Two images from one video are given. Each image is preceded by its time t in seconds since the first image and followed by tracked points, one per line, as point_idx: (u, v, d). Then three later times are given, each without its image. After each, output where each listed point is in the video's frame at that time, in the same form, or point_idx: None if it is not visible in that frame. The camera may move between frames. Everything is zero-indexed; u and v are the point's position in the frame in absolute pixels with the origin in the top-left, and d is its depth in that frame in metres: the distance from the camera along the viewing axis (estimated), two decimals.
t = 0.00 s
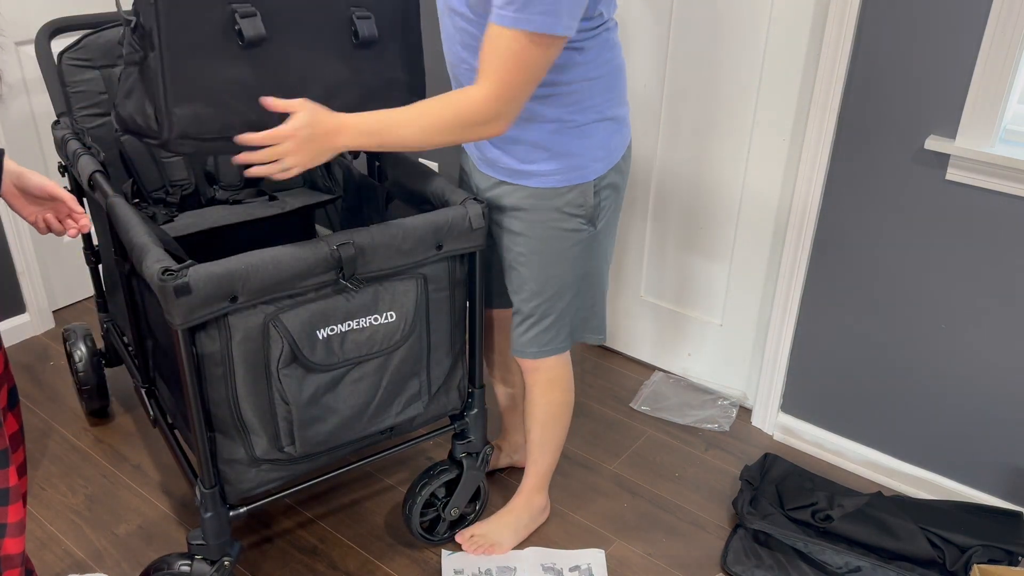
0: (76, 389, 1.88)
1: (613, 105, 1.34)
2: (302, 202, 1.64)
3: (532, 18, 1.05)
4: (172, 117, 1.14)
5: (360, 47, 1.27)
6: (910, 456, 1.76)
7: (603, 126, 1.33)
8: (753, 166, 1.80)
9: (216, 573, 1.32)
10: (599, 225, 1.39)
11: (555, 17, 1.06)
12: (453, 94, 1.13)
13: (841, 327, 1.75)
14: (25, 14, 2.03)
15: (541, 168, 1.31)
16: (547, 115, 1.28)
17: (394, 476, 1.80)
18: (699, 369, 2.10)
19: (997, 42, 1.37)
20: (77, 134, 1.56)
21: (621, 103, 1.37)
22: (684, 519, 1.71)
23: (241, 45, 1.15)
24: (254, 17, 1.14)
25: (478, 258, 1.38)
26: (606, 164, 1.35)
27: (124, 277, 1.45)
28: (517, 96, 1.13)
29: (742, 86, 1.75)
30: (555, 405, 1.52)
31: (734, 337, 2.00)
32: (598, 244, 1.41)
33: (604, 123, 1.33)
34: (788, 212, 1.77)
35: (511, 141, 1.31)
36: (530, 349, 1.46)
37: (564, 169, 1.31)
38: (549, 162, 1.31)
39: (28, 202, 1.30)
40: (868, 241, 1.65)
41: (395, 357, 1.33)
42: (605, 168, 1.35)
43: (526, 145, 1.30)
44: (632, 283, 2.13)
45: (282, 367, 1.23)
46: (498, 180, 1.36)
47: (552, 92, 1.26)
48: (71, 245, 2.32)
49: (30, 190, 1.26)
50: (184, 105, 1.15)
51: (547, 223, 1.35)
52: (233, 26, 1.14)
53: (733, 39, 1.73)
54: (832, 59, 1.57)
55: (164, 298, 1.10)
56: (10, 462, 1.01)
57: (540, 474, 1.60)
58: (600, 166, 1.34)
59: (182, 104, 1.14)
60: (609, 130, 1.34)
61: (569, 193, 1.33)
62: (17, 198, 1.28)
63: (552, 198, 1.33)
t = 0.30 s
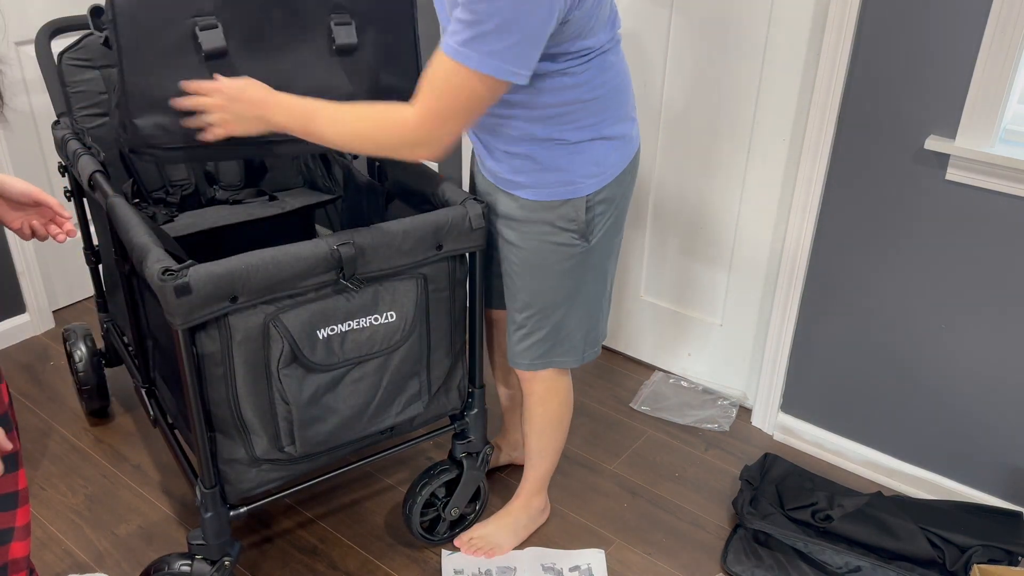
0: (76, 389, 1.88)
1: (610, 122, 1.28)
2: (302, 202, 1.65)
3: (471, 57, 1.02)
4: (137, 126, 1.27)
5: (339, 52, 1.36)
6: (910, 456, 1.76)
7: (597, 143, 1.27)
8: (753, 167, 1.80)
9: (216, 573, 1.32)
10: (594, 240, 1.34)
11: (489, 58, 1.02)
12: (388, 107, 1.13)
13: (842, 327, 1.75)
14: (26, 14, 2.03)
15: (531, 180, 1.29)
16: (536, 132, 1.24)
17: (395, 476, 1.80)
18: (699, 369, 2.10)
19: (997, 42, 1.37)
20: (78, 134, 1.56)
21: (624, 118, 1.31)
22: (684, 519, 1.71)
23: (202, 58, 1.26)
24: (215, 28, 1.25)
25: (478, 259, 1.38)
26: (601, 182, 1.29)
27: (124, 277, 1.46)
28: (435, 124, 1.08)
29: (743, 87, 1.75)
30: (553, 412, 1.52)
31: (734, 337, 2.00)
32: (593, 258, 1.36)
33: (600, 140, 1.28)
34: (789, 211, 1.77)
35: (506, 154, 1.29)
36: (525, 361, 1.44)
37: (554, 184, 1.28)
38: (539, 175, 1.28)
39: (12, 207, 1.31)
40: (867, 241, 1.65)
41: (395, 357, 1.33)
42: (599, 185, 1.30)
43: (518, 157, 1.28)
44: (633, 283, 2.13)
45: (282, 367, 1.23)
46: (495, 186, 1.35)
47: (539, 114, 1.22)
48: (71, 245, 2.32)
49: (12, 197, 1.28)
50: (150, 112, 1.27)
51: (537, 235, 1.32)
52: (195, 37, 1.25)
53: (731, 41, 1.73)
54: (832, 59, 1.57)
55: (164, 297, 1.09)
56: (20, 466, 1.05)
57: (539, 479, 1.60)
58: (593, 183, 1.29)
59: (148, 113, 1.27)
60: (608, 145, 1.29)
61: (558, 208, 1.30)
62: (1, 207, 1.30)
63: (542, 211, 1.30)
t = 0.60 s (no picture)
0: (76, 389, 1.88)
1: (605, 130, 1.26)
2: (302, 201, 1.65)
3: (555, 85, 0.98)
4: (123, 116, 1.34)
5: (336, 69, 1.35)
6: (910, 456, 1.76)
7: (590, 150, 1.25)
8: (753, 167, 1.80)
9: (216, 573, 1.32)
10: (585, 247, 1.32)
11: (571, 76, 0.98)
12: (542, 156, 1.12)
13: (842, 327, 1.75)
14: (26, 15, 2.03)
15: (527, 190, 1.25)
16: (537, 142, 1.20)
17: (394, 476, 1.80)
18: (699, 369, 2.10)
19: (997, 42, 1.37)
20: (77, 134, 1.55)
21: (619, 124, 1.29)
22: (684, 519, 1.71)
23: (197, 59, 1.33)
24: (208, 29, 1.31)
25: (478, 259, 1.38)
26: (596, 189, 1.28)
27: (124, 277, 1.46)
28: (592, 143, 1.05)
29: (743, 87, 1.75)
30: (552, 414, 1.51)
31: (734, 337, 2.00)
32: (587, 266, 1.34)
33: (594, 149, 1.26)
34: (789, 210, 1.77)
35: (501, 162, 1.26)
36: (519, 365, 1.44)
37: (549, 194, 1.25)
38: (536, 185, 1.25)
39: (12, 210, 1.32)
40: (867, 241, 1.65)
41: (395, 357, 1.33)
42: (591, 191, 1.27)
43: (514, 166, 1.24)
44: (633, 284, 2.13)
45: (282, 367, 1.23)
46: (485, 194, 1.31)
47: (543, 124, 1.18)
48: (71, 246, 2.32)
49: (11, 201, 1.30)
50: (139, 105, 1.34)
51: (528, 243, 1.31)
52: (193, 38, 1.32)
53: (731, 41, 1.73)
54: (832, 59, 1.57)
55: (163, 297, 1.09)
56: (24, 469, 1.05)
57: (539, 481, 1.60)
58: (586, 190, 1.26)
59: (136, 105, 1.34)
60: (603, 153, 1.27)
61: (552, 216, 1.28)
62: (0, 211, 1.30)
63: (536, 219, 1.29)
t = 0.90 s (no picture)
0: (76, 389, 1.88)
1: (600, 133, 1.27)
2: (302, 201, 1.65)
3: (527, 87, 0.98)
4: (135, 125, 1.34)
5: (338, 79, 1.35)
6: (910, 456, 1.76)
7: (584, 153, 1.26)
8: (753, 167, 1.80)
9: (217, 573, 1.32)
10: (581, 248, 1.32)
11: (545, 81, 0.98)
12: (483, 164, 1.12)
13: (842, 327, 1.76)
14: (26, 15, 2.03)
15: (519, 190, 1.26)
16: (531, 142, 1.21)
17: (395, 476, 1.80)
18: (699, 369, 2.10)
19: (997, 42, 1.37)
20: (77, 134, 1.55)
21: (616, 127, 1.29)
22: (684, 519, 1.71)
23: (203, 71, 1.32)
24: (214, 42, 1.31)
25: (478, 259, 1.38)
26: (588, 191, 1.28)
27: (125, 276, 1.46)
28: (540, 151, 1.06)
29: (743, 87, 1.75)
30: (552, 415, 1.51)
31: (734, 337, 2.00)
32: (580, 269, 1.34)
33: (589, 151, 1.27)
34: (788, 210, 1.77)
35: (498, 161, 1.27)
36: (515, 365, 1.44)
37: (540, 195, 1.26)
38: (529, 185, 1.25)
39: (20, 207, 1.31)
40: (867, 241, 1.66)
41: (396, 357, 1.33)
42: (586, 194, 1.28)
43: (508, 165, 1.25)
44: (633, 284, 2.13)
45: (283, 367, 1.23)
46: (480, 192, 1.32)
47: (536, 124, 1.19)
48: (71, 246, 2.32)
49: (19, 197, 1.29)
50: (150, 114, 1.34)
51: (525, 244, 1.31)
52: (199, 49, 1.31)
53: (731, 41, 1.73)
54: (832, 59, 1.57)
55: (164, 297, 1.09)
56: (25, 466, 1.05)
57: (538, 481, 1.60)
58: (579, 192, 1.27)
59: (148, 115, 1.34)
60: (597, 155, 1.28)
61: (543, 216, 1.28)
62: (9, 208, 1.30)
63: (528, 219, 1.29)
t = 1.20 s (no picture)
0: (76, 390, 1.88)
1: (597, 130, 1.26)
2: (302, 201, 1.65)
3: (548, 80, 0.99)
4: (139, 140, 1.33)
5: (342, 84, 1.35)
6: (910, 457, 1.76)
7: (582, 151, 1.25)
8: (752, 167, 1.80)
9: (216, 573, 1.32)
10: (579, 246, 1.32)
11: (565, 72, 0.99)
12: (507, 153, 1.14)
13: (841, 327, 1.75)
14: (26, 15, 2.03)
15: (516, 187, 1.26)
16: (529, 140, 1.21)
17: (394, 476, 1.80)
18: (699, 369, 2.10)
19: (998, 42, 1.37)
20: (77, 134, 1.56)
21: (613, 126, 1.29)
22: (684, 519, 1.71)
23: (206, 82, 1.32)
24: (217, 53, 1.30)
25: (477, 259, 1.38)
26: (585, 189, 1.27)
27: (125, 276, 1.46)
28: (562, 138, 1.08)
29: (743, 87, 1.75)
30: (551, 414, 1.51)
31: (734, 337, 2.00)
32: (579, 267, 1.33)
33: (586, 148, 1.26)
34: (789, 210, 1.76)
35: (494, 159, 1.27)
36: (516, 365, 1.44)
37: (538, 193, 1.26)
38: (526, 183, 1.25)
39: (25, 204, 1.31)
40: (867, 241, 1.65)
41: (395, 357, 1.33)
42: (584, 192, 1.27)
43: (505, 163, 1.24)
44: (633, 284, 2.13)
45: (282, 367, 1.23)
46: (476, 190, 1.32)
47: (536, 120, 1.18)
48: (71, 246, 2.32)
49: (27, 194, 1.28)
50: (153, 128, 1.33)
51: (522, 243, 1.32)
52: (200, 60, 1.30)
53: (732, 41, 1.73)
54: (833, 59, 1.57)
55: (163, 298, 1.10)
56: (23, 461, 1.05)
57: (538, 480, 1.60)
58: (576, 191, 1.26)
59: (151, 130, 1.33)
60: (595, 153, 1.27)
61: (539, 215, 1.28)
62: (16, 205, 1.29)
63: (525, 218, 1.29)
